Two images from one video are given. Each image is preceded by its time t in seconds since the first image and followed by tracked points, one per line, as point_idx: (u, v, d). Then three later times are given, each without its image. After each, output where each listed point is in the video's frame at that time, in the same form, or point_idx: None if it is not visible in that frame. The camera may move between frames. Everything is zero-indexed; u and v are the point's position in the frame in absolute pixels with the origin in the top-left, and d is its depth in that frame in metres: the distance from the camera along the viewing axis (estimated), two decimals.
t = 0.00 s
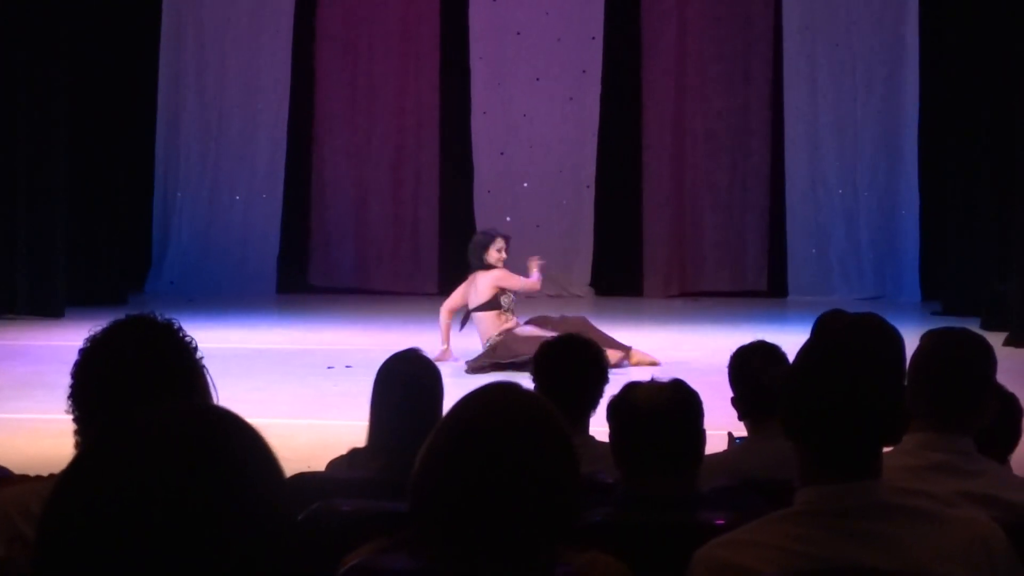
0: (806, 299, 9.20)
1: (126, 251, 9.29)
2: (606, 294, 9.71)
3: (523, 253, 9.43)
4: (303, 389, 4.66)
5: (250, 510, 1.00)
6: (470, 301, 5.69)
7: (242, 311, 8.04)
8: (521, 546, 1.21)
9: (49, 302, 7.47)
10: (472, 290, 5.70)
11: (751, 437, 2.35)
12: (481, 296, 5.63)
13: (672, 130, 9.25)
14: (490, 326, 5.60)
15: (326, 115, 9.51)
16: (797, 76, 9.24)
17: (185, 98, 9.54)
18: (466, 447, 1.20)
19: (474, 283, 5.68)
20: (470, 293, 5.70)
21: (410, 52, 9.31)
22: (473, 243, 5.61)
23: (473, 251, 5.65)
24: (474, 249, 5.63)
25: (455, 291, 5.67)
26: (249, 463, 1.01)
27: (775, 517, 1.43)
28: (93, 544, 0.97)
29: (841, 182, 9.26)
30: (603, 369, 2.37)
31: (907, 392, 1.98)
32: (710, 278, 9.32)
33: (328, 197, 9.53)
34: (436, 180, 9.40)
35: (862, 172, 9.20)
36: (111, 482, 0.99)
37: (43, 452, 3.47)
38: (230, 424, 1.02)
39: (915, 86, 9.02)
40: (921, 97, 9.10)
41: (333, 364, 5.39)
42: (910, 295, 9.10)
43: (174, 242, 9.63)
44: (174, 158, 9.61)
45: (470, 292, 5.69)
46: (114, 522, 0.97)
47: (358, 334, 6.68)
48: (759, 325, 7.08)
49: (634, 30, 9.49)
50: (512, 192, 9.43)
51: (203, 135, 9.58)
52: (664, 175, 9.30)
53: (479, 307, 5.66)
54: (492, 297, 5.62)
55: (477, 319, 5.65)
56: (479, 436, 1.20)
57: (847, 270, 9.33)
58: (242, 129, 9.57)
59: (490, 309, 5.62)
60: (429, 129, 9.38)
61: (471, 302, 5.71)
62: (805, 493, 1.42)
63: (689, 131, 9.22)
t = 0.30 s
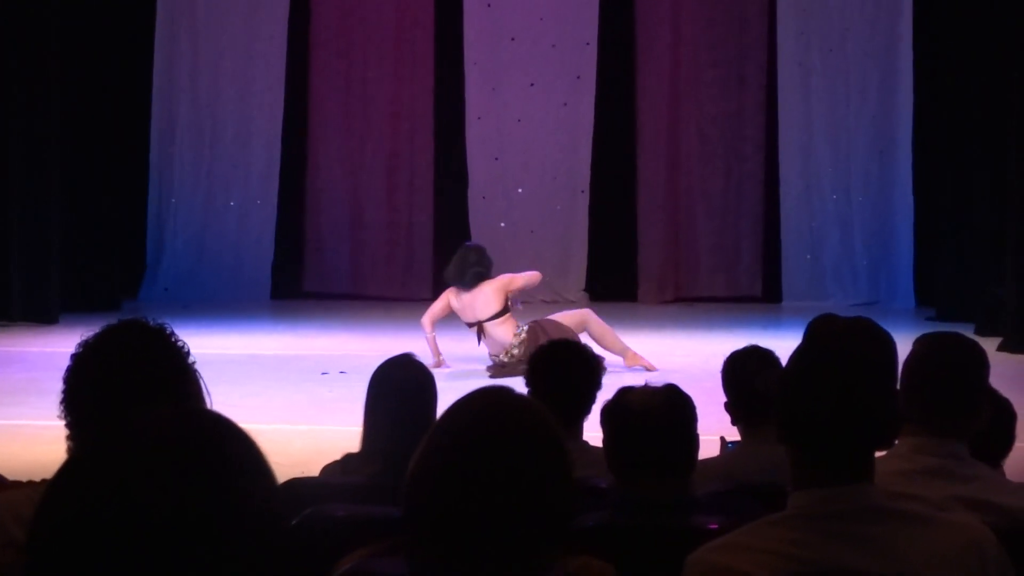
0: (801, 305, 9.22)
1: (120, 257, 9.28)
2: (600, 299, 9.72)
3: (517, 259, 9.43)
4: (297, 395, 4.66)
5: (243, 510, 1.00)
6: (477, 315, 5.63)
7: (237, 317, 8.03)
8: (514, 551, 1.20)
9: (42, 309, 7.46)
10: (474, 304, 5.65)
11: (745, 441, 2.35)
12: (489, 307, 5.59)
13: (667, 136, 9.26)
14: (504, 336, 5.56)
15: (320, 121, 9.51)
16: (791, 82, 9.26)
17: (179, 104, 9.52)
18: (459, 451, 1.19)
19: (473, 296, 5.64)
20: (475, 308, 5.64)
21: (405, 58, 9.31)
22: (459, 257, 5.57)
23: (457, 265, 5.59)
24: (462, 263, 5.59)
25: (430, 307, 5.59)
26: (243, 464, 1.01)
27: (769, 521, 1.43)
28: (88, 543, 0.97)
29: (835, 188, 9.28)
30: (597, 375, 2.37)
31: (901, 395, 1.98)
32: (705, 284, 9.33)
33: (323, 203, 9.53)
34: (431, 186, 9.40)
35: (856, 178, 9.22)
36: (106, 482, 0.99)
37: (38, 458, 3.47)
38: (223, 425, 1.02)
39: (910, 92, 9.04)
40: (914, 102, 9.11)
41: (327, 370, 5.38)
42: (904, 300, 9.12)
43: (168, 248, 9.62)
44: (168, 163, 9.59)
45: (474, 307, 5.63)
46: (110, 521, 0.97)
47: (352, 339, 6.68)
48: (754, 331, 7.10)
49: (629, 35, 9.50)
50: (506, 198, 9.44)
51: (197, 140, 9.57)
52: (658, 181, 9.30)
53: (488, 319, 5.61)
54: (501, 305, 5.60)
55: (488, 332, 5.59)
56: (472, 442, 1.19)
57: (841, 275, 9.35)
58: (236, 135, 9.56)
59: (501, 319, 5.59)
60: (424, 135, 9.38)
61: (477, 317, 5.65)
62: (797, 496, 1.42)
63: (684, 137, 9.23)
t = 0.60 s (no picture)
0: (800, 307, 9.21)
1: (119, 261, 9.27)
2: (600, 302, 9.72)
3: (516, 261, 9.43)
4: (297, 398, 4.66)
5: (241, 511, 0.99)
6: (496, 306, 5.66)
7: (236, 319, 8.02)
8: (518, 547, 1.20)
9: (42, 311, 7.47)
10: (492, 295, 5.68)
11: (745, 441, 2.35)
12: (510, 298, 5.67)
13: (666, 138, 9.27)
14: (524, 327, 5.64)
15: (319, 124, 9.52)
16: (790, 84, 9.26)
17: (178, 107, 9.53)
18: (458, 452, 1.19)
19: (492, 287, 5.66)
20: (494, 299, 5.68)
21: (404, 60, 9.32)
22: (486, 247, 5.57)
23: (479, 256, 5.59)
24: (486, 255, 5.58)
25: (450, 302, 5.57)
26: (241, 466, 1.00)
27: (770, 521, 1.43)
28: (86, 545, 0.97)
29: (835, 189, 9.28)
30: (598, 376, 2.36)
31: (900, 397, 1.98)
32: (704, 286, 9.32)
33: (322, 205, 9.53)
34: (430, 188, 9.40)
35: (855, 180, 9.22)
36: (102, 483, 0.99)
37: (37, 462, 3.46)
38: (219, 425, 1.02)
39: (909, 94, 9.05)
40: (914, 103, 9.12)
41: (327, 372, 5.39)
42: (904, 302, 9.12)
43: (167, 252, 9.62)
44: (168, 167, 9.59)
45: (495, 297, 5.67)
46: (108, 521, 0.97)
47: (353, 343, 6.68)
48: (755, 333, 7.10)
49: (628, 37, 9.51)
50: (505, 200, 9.43)
51: (196, 144, 9.57)
52: (657, 182, 9.30)
53: (506, 309, 5.68)
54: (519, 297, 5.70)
55: (508, 323, 5.66)
56: (470, 441, 1.19)
57: (841, 276, 9.35)
58: (235, 138, 9.57)
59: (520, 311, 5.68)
60: (423, 137, 9.38)
61: (494, 308, 5.69)
62: (798, 496, 1.41)
63: (683, 139, 9.24)
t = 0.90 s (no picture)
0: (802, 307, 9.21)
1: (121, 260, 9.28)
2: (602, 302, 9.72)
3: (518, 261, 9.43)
4: (299, 397, 4.66)
5: (243, 509, 0.99)
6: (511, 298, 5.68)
7: (238, 319, 8.03)
8: (520, 545, 1.20)
9: (44, 310, 7.48)
10: (508, 287, 5.70)
11: (748, 442, 2.35)
12: (525, 293, 5.69)
13: (667, 138, 9.26)
14: (530, 320, 5.68)
15: (321, 123, 9.52)
16: (792, 84, 9.26)
17: (180, 107, 9.54)
18: (460, 451, 1.19)
19: (510, 280, 5.67)
20: (509, 291, 5.69)
21: (405, 60, 9.32)
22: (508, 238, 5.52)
23: (500, 251, 5.55)
24: (508, 252, 5.55)
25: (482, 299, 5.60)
26: (243, 465, 1.00)
27: (770, 520, 1.43)
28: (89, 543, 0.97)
29: (837, 190, 9.27)
30: (600, 376, 2.37)
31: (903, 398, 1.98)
32: (706, 286, 9.32)
33: (324, 205, 9.53)
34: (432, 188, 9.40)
35: (858, 180, 9.21)
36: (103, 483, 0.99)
37: (40, 461, 3.46)
38: (221, 424, 1.02)
39: (911, 94, 9.05)
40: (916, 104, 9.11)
41: (329, 372, 5.39)
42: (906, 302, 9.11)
43: (169, 251, 9.63)
44: (170, 166, 9.61)
45: (511, 288, 5.68)
46: (110, 517, 0.97)
47: (355, 342, 6.69)
48: (757, 333, 7.11)
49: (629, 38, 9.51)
50: (507, 200, 9.43)
51: (198, 144, 9.58)
52: (659, 183, 9.30)
53: (519, 303, 5.71)
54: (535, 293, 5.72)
55: (518, 316, 5.69)
56: (472, 441, 1.19)
57: (842, 277, 9.35)
58: (237, 138, 9.57)
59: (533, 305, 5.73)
60: (425, 137, 9.38)
61: (507, 300, 5.70)
62: (800, 496, 1.41)
63: (685, 139, 9.24)
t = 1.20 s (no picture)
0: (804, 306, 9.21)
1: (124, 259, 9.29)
2: (603, 300, 9.72)
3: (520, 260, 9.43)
4: (302, 396, 4.66)
5: (248, 514, 0.99)
6: (513, 295, 5.69)
7: (241, 318, 8.04)
8: (523, 542, 1.20)
9: (47, 310, 7.48)
10: (508, 284, 5.72)
11: (751, 440, 2.35)
12: (525, 289, 5.70)
13: (670, 137, 9.26)
14: (531, 313, 5.70)
15: (324, 122, 9.52)
16: (795, 83, 9.26)
17: (182, 105, 9.54)
18: (464, 449, 1.19)
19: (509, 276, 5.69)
20: (509, 287, 5.70)
21: (408, 59, 9.32)
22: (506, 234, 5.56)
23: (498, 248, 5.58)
24: (507, 249, 5.57)
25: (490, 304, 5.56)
26: (250, 469, 1.00)
27: (773, 521, 1.43)
28: (97, 546, 0.98)
29: (839, 188, 9.26)
30: (603, 375, 2.36)
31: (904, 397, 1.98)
32: (709, 285, 9.32)
33: (326, 204, 9.53)
34: (434, 187, 9.41)
35: (860, 179, 9.20)
36: (110, 485, 0.99)
37: (43, 459, 3.46)
38: (227, 426, 1.01)
39: (914, 93, 9.04)
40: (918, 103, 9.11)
41: (331, 371, 5.39)
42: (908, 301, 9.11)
43: (172, 250, 9.64)
44: (172, 165, 9.62)
45: (512, 285, 5.69)
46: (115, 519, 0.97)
47: (358, 341, 6.69)
48: (759, 331, 7.11)
49: (632, 36, 9.50)
50: (509, 199, 9.43)
51: (200, 143, 9.58)
52: (661, 181, 9.30)
53: (520, 300, 5.71)
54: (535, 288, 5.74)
55: (520, 313, 5.70)
56: (475, 440, 1.19)
57: (845, 276, 9.35)
58: (239, 136, 9.57)
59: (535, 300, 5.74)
60: (427, 136, 9.38)
61: (509, 298, 5.70)
62: (803, 497, 1.41)
63: (687, 138, 9.23)
